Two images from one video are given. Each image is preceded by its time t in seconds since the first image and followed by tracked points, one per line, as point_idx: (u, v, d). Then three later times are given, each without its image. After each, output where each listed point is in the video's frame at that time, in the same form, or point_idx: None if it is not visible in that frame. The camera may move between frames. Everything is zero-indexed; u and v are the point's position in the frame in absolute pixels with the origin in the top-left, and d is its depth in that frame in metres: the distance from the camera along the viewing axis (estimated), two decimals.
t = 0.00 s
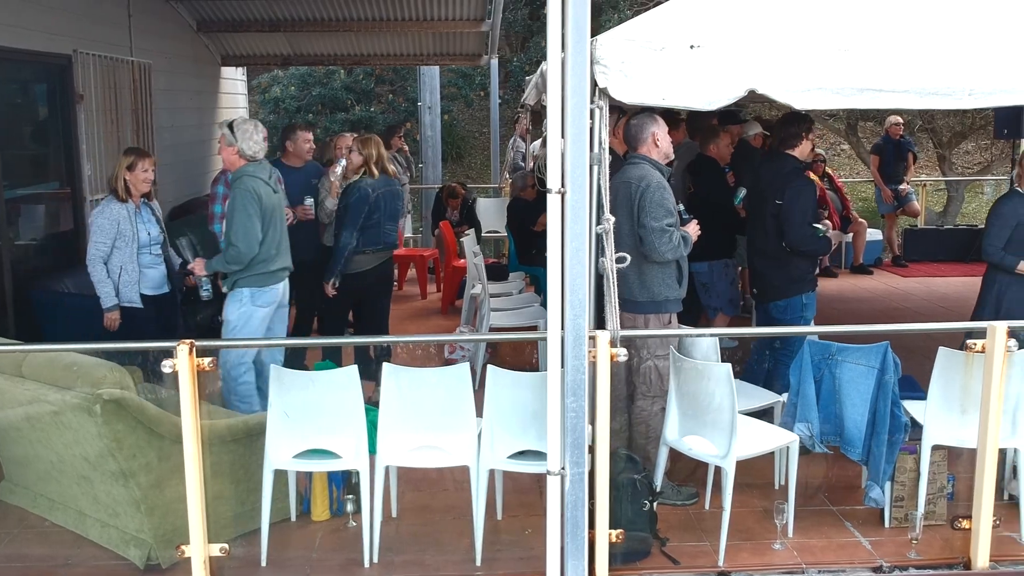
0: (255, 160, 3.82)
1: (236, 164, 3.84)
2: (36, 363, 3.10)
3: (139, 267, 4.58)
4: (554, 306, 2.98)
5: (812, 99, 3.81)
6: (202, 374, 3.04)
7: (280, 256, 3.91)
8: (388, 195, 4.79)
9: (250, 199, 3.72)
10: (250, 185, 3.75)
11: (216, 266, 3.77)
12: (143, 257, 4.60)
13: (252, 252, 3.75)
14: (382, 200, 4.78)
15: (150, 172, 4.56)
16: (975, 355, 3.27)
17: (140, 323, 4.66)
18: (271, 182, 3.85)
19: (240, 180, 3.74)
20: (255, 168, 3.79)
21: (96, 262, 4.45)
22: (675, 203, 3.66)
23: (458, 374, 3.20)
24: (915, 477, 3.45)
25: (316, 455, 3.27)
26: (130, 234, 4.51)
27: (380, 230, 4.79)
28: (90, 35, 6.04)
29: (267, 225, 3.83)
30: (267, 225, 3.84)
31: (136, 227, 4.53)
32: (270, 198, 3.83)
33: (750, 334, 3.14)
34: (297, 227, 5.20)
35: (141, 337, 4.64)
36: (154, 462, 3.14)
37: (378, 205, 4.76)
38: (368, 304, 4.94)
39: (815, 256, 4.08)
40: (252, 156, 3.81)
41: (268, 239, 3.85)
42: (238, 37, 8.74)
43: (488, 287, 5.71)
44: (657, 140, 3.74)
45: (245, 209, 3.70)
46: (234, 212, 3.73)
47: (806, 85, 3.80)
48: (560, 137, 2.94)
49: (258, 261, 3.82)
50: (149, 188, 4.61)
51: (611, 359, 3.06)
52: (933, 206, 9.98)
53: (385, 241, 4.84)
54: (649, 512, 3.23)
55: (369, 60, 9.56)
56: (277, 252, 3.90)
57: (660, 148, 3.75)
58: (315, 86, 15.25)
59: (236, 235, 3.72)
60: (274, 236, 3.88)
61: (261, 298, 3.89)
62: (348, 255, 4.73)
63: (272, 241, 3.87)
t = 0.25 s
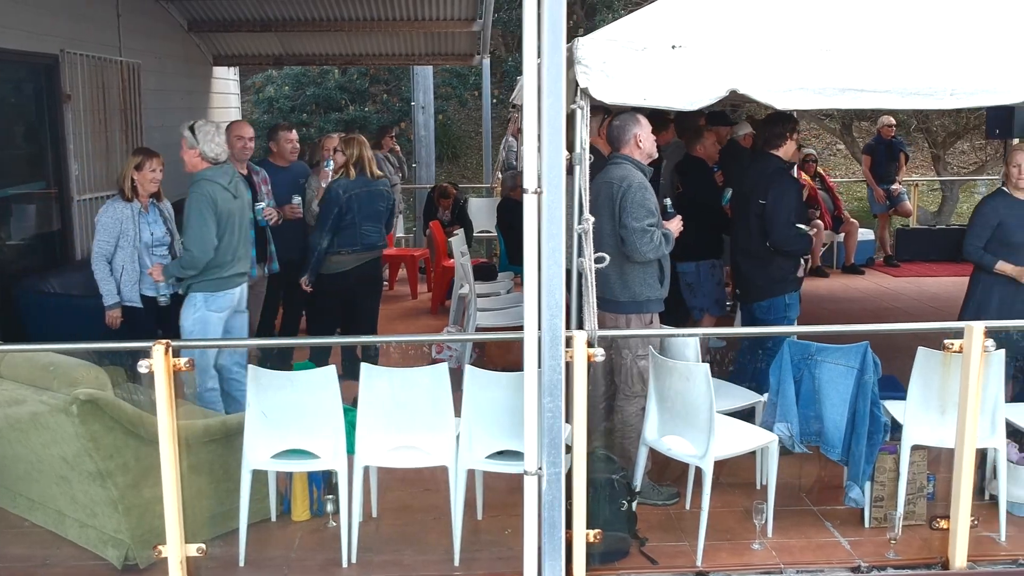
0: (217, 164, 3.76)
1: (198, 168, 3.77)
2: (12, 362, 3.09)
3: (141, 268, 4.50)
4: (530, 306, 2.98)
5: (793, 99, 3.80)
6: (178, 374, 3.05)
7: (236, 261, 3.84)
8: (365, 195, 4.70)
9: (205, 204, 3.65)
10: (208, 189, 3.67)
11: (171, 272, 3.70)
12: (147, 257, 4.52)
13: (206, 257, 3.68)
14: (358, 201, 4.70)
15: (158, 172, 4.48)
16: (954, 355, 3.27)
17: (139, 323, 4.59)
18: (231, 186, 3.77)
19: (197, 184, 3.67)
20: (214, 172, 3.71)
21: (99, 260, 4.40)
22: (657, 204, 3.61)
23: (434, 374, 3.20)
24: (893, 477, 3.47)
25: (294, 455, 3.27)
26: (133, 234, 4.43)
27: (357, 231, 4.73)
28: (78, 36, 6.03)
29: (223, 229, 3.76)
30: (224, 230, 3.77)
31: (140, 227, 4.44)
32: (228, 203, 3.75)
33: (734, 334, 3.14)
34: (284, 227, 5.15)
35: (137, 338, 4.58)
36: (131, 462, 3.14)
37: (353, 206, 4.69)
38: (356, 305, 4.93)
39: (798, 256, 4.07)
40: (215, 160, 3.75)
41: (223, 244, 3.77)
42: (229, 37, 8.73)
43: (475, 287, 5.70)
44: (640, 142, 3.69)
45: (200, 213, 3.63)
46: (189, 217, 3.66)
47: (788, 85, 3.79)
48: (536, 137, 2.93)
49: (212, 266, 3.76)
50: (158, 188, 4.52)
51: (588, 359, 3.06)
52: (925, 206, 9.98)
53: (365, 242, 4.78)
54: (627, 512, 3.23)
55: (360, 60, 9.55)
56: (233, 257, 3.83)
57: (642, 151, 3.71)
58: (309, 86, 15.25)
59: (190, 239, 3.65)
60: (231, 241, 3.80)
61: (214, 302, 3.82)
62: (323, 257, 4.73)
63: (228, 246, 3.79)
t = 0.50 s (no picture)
0: (174, 161, 3.69)
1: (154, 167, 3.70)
2: None
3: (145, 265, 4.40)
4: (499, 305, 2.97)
5: (769, 98, 3.77)
6: (147, 374, 3.06)
7: (194, 260, 3.75)
8: (334, 196, 4.65)
9: (160, 201, 3.58)
10: (162, 185, 3.60)
11: (127, 271, 3.63)
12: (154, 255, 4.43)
13: (160, 255, 3.59)
14: (325, 201, 4.64)
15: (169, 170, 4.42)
16: (925, 354, 3.29)
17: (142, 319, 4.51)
18: (187, 183, 3.69)
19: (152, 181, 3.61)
20: (169, 169, 3.65)
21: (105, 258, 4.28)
22: (633, 203, 3.60)
23: (407, 373, 3.20)
24: (868, 476, 3.45)
25: (266, 454, 3.25)
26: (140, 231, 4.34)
27: (326, 233, 4.69)
28: (62, 35, 6.02)
29: (179, 228, 3.67)
30: (181, 228, 3.68)
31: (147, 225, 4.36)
32: (184, 200, 3.67)
33: (710, 332, 3.17)
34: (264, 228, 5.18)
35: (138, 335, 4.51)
36: (102, 460, 3.13)
37: (320, 207, 4.64)
38: (339, 305, 4.86)
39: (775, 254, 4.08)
40: (171, 157, 3.68)
41: (180, 242, 3.68)
42: (218, 37, 8.72)
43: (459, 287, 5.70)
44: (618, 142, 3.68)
45: (153, 210, 3.56)
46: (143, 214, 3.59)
47: (764, 84, 3.77)
48: (505, 136, 2.92)
49: (168, 265, 3.66)
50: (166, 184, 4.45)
51: (558, 358, 3.07)
52: (915, 205, 9.99)
53: (337, 243, 4.72)
54: (599, 511, 3.23)
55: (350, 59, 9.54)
56: (191, 256, 3.73)
57: (619, 151, 3.70)
58: (302, 86, 15.24)
59: (144, 237, 3.58)
60: (188, 240, 3.71)
61: (175, 301, 3.73)
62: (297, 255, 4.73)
63: (185, 244, 3.70)
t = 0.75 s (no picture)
0: (129, 158, 3.65)
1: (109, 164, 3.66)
2: None
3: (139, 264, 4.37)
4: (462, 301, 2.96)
5: (741, 95, 3.75)
6: (108, 371, 3.06)
7: (156, 256, 3.76)
8: (296, 193, 4.47)
9: (119, 200, 3.56)
10: (121, 183, 3.57)
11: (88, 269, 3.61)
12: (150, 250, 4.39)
13: (122, 253, 3.58)
14: (289, 198, 4.48)
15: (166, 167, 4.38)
16: (891, 351, 3.29)
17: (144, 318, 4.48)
18: (146, 180, 3.68)
19: (111, 178, 3.57)
20: (126, 167, 3.61)
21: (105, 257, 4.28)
22: (602, 202, 3.56)
23: (371, 370, 3.18)
24: (837, 474, 3.44)
25: (231, 452, 3.25)
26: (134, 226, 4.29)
27: (289, 230, 4.49)
28: (42, 33, 6.01)
29: (140, 225, 3.67)
30: (142, 225, 3.68)
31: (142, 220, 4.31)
32: (144, 197, 3.66)
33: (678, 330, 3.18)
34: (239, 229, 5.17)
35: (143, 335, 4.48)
36: (66, 457, 3.12)
37: (282, 204, 4.48)
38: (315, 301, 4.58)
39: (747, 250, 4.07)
40: (126, 153, 3.63)
41: (141, 239, 3.69)
42: (204, 35, 8.70)
43: (438, 285, 5.69)
44: (593, 140, 3.67)
45: (114, 209, 3.54)
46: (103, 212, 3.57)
47: (736, 82, 3.75)
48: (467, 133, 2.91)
49: (129, 262, 3.66)
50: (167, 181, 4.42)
51: (521, 354, 3.06)
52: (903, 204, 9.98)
53: (303, 242, 4.51)
54: (565, 509, 3.23)
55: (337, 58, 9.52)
56: (152, 252, 3.75)
57: (594, 150, 3.69)
58: (292, 85, 15.22)
59: (103, 234, 3.56)
60: (149, 236, 3.72)
61: (139, 298, 3.75)
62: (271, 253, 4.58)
63: (147, 241, 3.71)
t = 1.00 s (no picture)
0: (85, 155, 3.62)
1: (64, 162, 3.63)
2: None
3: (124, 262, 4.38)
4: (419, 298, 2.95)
5: (707, 92, 3.77)
6: (65, 368, 3.05)
7: (115, 252, 3.77)
8: (253, 190, 4.42)
9: (81, 197, 3.56)
10: (82, 179, 3.58)
11: (49, 264, 3.62)
12: (133, 249, 4.40)
13: (84, 249, 3.59)
14: (247, 195, 4.44)
15: (147, 167, 4.32)
16: (851, 348, 3.28)
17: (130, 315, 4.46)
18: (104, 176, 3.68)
19: (71, 175, 3.57)
20: (85, 165, 3.60)
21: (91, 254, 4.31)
22: (569, 200, 3.50)
23: (331, 367, 3.17)
24: (800, 471, 3.44)
25: (190, 450, 3.23)
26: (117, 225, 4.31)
27: (250, 228, 4.47)
28: (19, 30, 5.99)
29: (100, 221, 3.67)
30: (102, 221, 3.68)
31: (124, 219, 4.33)
32: (104, 193, 3.66)
33: (638, 326, 3.17)
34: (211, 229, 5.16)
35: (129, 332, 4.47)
36: (23, 455, 3.11)
37: (241, 202, 4.45)
38: (279, 297, 4.54)
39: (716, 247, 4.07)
40: (79, 151, 3.59)
41: (102, 235, 3.70)
42: (188, 33, 8.68)
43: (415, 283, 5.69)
44: (563, 140, 3.57)
45: (76, 204, 3.54)
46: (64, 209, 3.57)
47: (703, 78, 3.76)
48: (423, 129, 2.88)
49: (90, 259, 3.67)
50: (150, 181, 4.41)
51: (479, 351, 3.07)
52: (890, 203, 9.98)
53: (263, 240, 4.47)
54: (526, 506, 3.24)
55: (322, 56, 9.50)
56: (111, 249, 3.75)
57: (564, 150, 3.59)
58: (282, 84, 15.19)
59: (65, 229, 3.56)
60: (109, 232, 3.72)
61: (100, 295, 3.76)
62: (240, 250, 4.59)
63: (107, 237, 3.72)
